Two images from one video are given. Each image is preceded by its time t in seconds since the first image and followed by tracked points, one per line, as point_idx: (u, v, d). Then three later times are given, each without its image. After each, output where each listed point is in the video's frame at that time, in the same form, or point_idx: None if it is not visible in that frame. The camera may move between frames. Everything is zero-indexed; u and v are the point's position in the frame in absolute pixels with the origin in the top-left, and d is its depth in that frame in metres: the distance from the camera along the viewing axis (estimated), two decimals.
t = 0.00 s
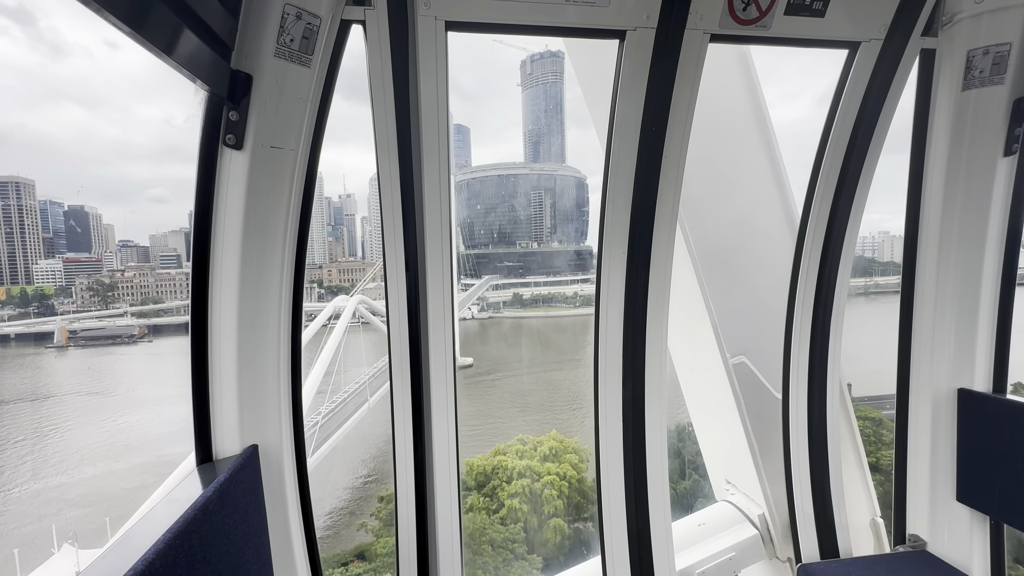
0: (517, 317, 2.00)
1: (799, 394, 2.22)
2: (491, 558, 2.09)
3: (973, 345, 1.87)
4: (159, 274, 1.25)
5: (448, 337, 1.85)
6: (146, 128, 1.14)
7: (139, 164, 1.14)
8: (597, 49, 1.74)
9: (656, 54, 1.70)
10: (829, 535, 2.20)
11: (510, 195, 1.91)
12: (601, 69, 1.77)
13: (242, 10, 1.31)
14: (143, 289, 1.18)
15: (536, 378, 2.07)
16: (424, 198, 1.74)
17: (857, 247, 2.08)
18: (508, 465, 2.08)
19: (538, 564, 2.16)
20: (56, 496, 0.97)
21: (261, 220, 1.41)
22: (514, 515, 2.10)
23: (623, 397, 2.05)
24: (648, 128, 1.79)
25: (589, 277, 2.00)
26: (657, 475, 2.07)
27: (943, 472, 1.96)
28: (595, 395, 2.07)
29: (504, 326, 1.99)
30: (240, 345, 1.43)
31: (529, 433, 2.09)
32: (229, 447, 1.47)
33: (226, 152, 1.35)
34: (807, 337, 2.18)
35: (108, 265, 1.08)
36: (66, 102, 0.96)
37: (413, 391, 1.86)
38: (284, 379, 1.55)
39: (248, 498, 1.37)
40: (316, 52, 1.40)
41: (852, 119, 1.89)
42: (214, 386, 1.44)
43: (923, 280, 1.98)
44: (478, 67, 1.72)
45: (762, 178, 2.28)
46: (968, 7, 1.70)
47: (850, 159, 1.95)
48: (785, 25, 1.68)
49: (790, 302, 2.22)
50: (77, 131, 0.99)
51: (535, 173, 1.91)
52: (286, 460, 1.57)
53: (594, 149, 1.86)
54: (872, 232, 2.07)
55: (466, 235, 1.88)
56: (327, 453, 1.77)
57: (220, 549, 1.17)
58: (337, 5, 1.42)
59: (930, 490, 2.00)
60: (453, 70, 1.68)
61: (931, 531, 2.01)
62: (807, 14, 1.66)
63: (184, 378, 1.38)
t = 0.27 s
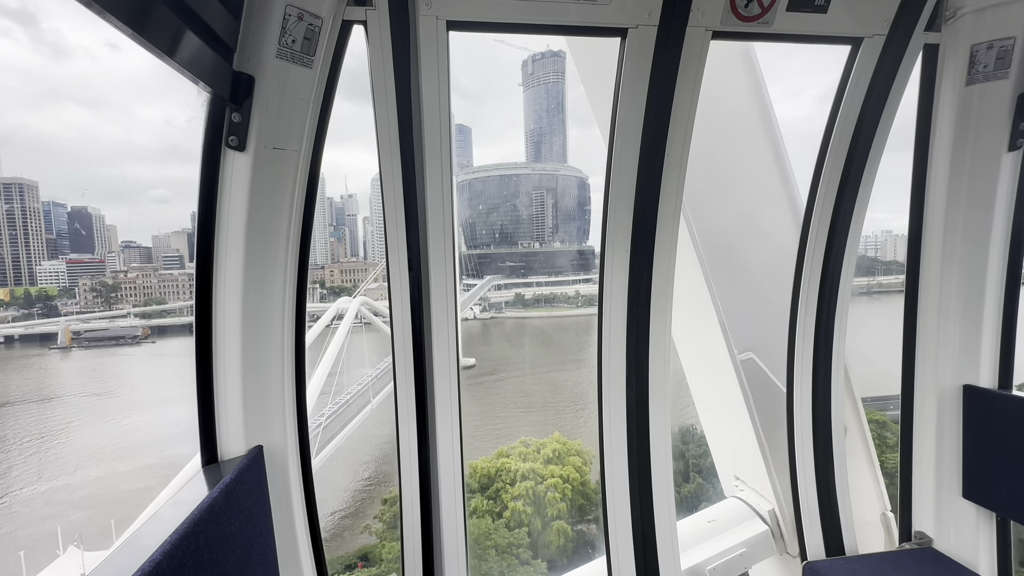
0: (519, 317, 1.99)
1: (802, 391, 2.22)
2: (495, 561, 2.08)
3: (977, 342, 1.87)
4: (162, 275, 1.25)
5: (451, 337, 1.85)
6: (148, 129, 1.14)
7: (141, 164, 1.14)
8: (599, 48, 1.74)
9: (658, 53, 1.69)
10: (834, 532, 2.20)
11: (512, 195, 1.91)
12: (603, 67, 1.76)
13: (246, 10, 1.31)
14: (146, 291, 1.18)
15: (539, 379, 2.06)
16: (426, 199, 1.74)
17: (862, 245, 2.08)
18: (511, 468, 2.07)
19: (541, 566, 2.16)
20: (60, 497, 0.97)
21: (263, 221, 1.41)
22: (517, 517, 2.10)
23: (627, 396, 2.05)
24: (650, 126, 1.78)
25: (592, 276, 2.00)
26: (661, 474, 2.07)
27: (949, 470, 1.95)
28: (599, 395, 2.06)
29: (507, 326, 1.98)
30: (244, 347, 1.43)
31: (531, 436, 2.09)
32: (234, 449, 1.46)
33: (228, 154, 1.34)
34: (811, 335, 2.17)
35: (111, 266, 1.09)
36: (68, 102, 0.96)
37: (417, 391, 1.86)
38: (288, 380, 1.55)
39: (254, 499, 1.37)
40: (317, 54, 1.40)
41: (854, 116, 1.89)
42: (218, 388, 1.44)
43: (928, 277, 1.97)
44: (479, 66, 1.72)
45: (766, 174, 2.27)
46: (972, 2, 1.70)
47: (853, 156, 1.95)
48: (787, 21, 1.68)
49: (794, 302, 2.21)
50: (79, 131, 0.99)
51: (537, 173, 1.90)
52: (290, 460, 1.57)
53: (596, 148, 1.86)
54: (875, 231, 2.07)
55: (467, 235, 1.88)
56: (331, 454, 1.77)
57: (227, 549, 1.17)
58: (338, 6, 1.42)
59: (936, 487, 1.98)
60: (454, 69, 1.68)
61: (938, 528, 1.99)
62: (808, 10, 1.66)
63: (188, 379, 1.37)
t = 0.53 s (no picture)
0: (520, 318, 1.99)
1: (803, 389, 2.22)
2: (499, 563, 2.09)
3: (979, 341, 1.88)
4: (165, 276, 1.25)
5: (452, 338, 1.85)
6: (150, 130, 1.14)
7: (143, 166, 1.14)
8: (598, 48, 1.74)
9: (655, 55, 1.70)
10: (837, 531, 2.20)
11: (514, 195, 1.91)
12: (602, 67, 1.76)
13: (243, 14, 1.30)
14: (149, 292, 1.19)
15: (541, 379, 2.06)
16: (426, 201, 1.74)
17: (864, 245, 2.08)
18: (514, 470, 2.07)
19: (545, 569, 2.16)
20: (64, 499, 0.97)
21: (264, 225, 1.40)
22: (520, 520, 2.10)
23: (628, 396, 2.05)
24: (649, 125, 1.78)
25: (593, 276, 1.99)
26: (663, 474, 2.06)
27: (952, 467, 1.96)
28: (600, 394, 2.06)
29: (510, 327, 1.98)
30: (246, 348, 1.43)
31: (535, 438, 2.09)
32: (237, 451, 1.45)
33: (228, 158, 1.34)
34: (812, 334, 2.17)
35: (114, 267, 1.09)
36: (69, 103, 0.96)
37: (419, 393, 1.85)
38: (291, 384, 1.54)
39: (257, 501, 1.36)
40: (316, 58, 1.40)
41: (853, 115, 1.90)
42: (221, 390, 1.44)
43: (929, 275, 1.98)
44: (479, 66, 1.72)
45: (767, 172, 2.23)
46: None
47: (853, 154, 1.95)
48: (786, 19, 1.68)
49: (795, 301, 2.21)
50: (81, 133, 0.99)
51: (539, 173, 1.90)
52: (293, 462, 1.56)
53: (597, 147, 1.86)
54: (878, 231, 2.07)
55: (470, 235, 1.88)
56: (335, 454, 1.77)
57: (231, 551, 1.16)
58: (336, 10, 1.42)
59: (939, 486, 1.99)
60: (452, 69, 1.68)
61: (941, 526, 2.00)
62: (807, 9, 1.66)
63: (190, 381, 1.37)
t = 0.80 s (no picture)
0: (521, 318, 1.98)
1: (802, 388, 2.21)
2: (502, 564, 2.09)
3: (979, 339, 1.90)
4: (166, 276, 1.26)
5: (450, 337, 1.84)
6: (150, 131, 1.14)
7: (143, 166, 1.14)
8: (596, 46, 1.73)
9: (649, 54, 1.70)
10: (837, 529, 2.20)
11: (514, 194, 1.91)
12: (599, 66, 1.76)
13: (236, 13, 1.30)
14: (150, 292, 1.20)
15: (541, 379, 2.05)
16: (422, 203, 1.74)
17: (866, 243, 2.09)
18: (518, 473, 2.08)
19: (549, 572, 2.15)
20: (68, 501, 0.96)
21: (260, 225, 1.39)
22: (524, 522, 2.10)
23: (627, 395, 2.04)
24: (645, 124, 1.79)
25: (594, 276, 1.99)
26: (664, 472, 2.07)
27: (953, 465, 1.97)
28: (599, 394, 2.06)
29: (512, 327, 1.97)
30: (244, 348, 1.42)
31: (538, 440, 2.08)
32: (235, 450, 1.45)
33: (224, 159, 1.33)
34: (812, 333, 2.17)
35: (116, 268, 1.09)
36: (72, 105, 0.95)
37: (417, 391, 1.85)
38: (289, 384, 1.53)
39: (254, 501, 1.35)
40: (310, 57, 1.39)
41: (851, 113, 1.91)
42: (218, 390, 1.43)
43: (929, 273, 1.99)
44: (478, 65, 1.72)
45: (767, 169, 2.24)
46: None
47: (851, 152, 1.95)
48: (783, 15, 1.69)
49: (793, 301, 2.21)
50: (83, 133, 0.98)
51: (540, 173, 1.90)
52: (292, 461, 1.55)
53: (596, 147, 1.86)
54: (880, 229, 2.08)
55: (471, 236, 1.89)
56: (338, 456, 1.77)
57: (227, 552, 1.15)
58: (330, 9, 1.42)
59: (940, 483, 2.01)
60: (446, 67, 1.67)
61: (942, 523, 2.01)
62: (805, 4, 1.67)
63: (187, 382, 1.36)
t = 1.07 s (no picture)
0: (522, 319, 1.98)
1: (804, 387, 2.21)
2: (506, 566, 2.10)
3: (980, 337, 1.91)
4: (168, 278, 1.27)
5: (449, 335, 1.84)
6: (151, 132, 1.14)
7: (144, 168, 1.14)
8: (595, 45, 1.73)
9: (648, 54, 1.71)
10: (838, 528, 2.20)
11: (515, 194, 1.91)
12: (598, 65, 1.76)
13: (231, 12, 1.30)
14: (153, 294, 1.21)
15: (541, 380, 2.04)
16: (420, 202, 1.73)
17: (868, 243, 2.09)
18: (521, 475, 2.08)
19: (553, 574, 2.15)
20: (69, 503, 0.96)
21: (257, 225, 1.38)
22: (528, 525, 2.10)
23: (627, 394, 2.04)
24: (643, 124, 1.79)
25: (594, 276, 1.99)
26: (664, 471, 2.06)
27: (954, 464, 1.98)
28: (599, 395, 2.05)
29: (514, 328, 1.97)
30: (240, 347, 1.41)
31: (541, 443, 2.08)
32: (233, 451, 1.44)
33: (219, 158, 1.31)
34: (812, 332, 2.17)
35: (118, 270, 1.09)
36: (74, 106, 0.95)
37: (416, 388, 1.85)
38: (286, 383, 1.53)
39: (252, 501, 1.35)
40: (306, 56, 1.38)
41: (850, 112, 1.91)
42: (215, 391, 1.41)
43: (930, 272, 2.00)
44: (478, 64, 1.72)
45: (767, 167, 2.18)
46: None
47: (850, 151, 1.96)
48: (781, 11, 1.70)
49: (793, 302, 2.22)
50: (84, 134, 0.98)
51: (541, 173, 1.90)
52: (289, 462, 1.55)
53: (595, 146, 1.85)
54: (881, 227, 2.08)
55: (472, 236, 1.89)
56: (342, 458, 1.78)
57: (223, 553, 1.15)
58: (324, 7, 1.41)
59: (943, 483, 2.00)
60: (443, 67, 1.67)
61: (944, 522, 2.02)
62: None
63: (186, 383, 1.36)
